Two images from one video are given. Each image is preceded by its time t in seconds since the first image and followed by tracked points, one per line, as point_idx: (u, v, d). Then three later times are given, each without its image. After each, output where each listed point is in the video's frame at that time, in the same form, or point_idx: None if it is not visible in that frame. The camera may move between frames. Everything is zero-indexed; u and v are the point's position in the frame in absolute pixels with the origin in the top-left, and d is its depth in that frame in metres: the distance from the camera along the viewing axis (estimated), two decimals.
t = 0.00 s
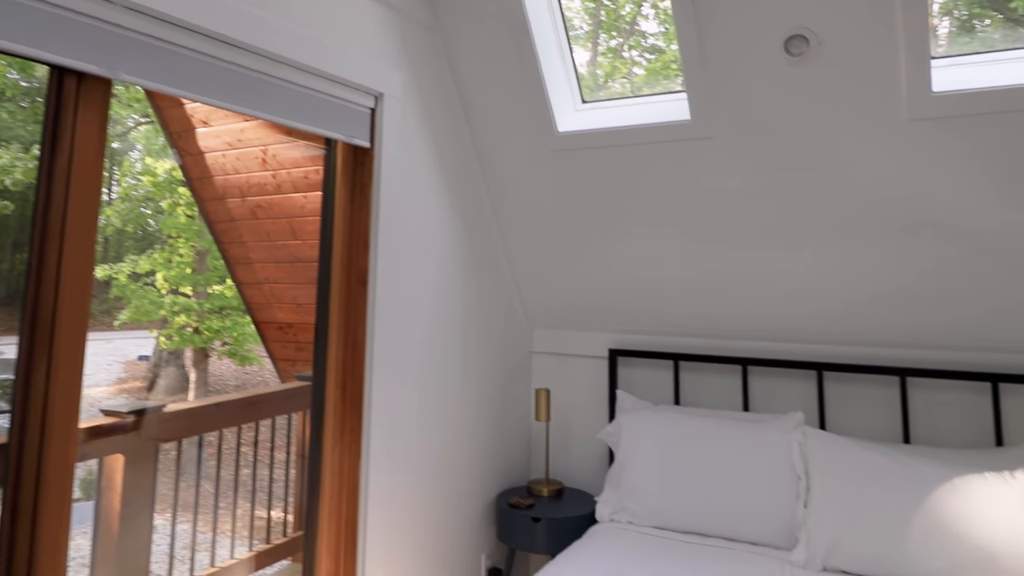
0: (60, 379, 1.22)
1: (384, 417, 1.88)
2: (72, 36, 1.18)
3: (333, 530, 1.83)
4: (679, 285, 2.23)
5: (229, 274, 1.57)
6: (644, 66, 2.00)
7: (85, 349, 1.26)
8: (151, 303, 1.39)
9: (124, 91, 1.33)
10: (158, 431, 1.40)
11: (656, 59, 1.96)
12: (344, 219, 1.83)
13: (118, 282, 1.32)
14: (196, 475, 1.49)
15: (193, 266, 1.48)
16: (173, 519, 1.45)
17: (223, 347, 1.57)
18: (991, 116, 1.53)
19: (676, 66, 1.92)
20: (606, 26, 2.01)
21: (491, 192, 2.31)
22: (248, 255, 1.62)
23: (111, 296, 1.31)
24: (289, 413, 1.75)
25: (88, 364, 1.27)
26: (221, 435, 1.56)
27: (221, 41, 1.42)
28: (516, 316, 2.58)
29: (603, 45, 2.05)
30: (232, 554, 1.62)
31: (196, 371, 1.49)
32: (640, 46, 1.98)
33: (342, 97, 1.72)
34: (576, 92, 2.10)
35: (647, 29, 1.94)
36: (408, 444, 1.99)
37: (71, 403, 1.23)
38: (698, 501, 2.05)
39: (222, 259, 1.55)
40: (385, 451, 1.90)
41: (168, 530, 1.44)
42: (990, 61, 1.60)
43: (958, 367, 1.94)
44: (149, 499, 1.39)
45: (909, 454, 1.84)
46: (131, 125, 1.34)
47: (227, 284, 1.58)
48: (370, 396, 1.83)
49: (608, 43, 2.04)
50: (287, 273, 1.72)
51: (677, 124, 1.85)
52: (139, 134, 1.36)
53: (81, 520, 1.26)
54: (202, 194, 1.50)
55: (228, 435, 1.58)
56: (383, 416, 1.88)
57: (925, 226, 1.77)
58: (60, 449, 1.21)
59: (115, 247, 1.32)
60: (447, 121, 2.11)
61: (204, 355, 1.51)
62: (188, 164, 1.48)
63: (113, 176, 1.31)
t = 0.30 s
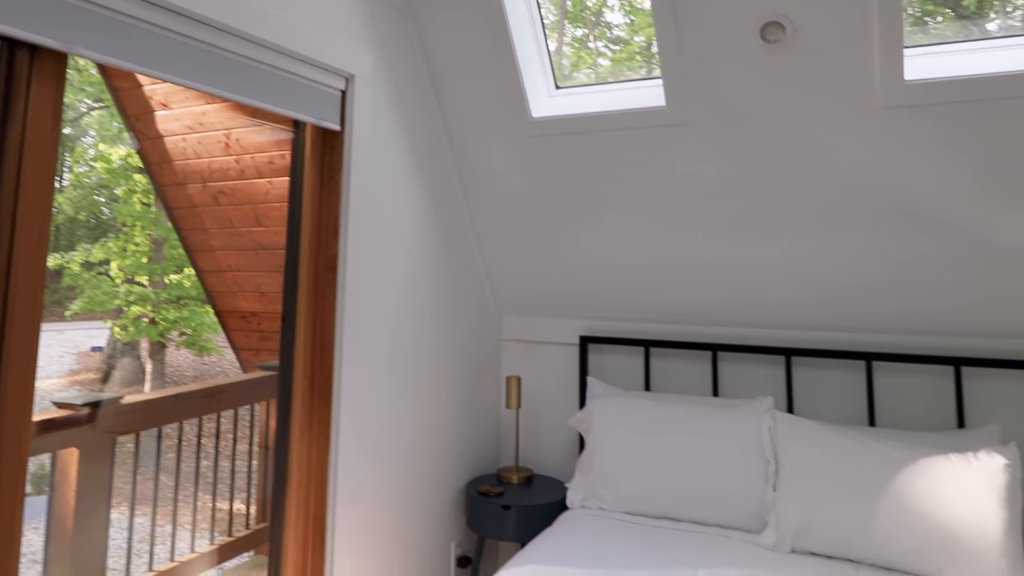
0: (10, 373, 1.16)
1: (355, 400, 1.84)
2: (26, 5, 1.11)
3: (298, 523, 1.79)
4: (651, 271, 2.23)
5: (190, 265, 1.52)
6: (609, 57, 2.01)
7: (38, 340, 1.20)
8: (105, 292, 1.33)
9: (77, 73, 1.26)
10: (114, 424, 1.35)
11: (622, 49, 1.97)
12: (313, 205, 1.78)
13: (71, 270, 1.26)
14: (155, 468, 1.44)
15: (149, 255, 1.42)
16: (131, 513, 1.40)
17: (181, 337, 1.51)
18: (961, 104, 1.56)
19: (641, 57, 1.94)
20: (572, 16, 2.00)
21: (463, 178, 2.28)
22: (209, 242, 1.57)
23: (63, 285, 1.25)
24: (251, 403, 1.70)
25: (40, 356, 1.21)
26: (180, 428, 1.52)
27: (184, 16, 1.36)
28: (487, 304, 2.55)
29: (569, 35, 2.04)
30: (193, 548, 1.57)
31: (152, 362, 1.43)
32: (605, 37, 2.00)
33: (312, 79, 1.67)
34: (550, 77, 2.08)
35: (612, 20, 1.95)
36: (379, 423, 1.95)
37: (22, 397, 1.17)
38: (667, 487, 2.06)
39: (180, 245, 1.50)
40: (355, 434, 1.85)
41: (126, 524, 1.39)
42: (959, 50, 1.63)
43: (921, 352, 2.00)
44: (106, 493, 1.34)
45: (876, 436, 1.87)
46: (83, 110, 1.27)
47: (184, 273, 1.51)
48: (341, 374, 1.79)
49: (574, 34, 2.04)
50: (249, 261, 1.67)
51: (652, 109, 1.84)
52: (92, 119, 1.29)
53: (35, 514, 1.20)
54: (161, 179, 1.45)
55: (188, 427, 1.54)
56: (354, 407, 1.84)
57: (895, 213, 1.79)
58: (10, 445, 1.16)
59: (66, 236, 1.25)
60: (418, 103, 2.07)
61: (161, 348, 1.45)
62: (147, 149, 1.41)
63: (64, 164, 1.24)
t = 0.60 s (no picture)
0: None
1: (328, 386, 1.81)
2: None
3: (269, 513, 1.77)
4: (624, 258, 2.23)
5: (154, 253, 1.48)
6: (577, 46, 2.02)
7: None
8: (58, 280, 1.27)
9: (30, 56, 1.21)
10: (71, 416, 1.30)
11: (589, 39, 1.98)
12: (283, 191, 1.74)
13: (24, 259, 1.21)
14: (116, 461, 1.40)
15: (105, 243, 1.36)
16: (89, 508, 1.34)
17: (139, 327, 1.44)
18: (932, 93, 1.59)
19: (609, 46, 1.95)
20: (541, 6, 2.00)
21: (436, 164, 2.24)
22: (171, 228, 1.51)
23: (15, 274, 1.20)
24: (215, 394, 1.65)
25: None
26: (143, 419, 1.46)
27: None
28: (460, 291, 2.53)
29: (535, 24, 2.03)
30: (156, 543, 1.53)
31: (109, 353, 1.37)
32: (573, 26, 2.01)
33: (284, 60, 1.62)
34: (526, 62, 2.04)
35: (580, 9, 1.97)
36: (351, 408, 1.92)
37: None
38: (641, 472, 2.08)
39: (138, 230, 1.43)
40: (328, 418, 1.82)
41: (84, 518, 1.34)
42: (936, 40, 1.63)
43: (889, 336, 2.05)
44: (64, 487, 1.29)
45: (845, 419, 1.91)
46: (35, 94, 1.22)
47: (143, 262, 1.45)
48: (313, 358, 1.74)
49: (541, 23, 2.03)
50: (214, 248, 1.62)
51: (628, 96, 1.83)
52: (45, 102, 1.23)
53: None
54: (121, 164, 1.39)
55: (151, 419, 1.49)
56: (325, 397, 1.80)
57: (865, 200, 1.82)
58: None
59: (18, 224, 1.19)
60: (390, 83, 2.02)
61: (117, 339, 1.39)
62: (105, 132, 1.36)
63: (17, 147, 1.19)
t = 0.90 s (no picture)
0: None
1: (302, 376, 1.78)
2: None
3: (242, 505, 1.72)
4: (600, 246, 2.23)
5: (114, 238, 1.41)
6: (545, 36, 2.02)
7: None
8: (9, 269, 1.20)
9: None
10: (30, 409, 1.23)
11: (556, 28, 2.00)
12: (254, 177, 1.70)
13: None
14: (77, 457, 1.34)
15: (60, 231, 1.29)
16: (49, 505, 1.29)
17: (96, 318, 1.37)
18: (906, 82, 1.61)
19: (577, 36, 1.97)
20: None
21: (410, 150, 2.21)
22: (133, 216, 1.45)
23: None
24: (181, 385, 1.60)
25: None
26: (105, 411, 1.41)
27: None
28: (434, 279, 2.51)
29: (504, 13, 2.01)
30: (119, 539, 1.48)
31: (65, 344, 1.29)
32: (540, 16, 2.01)
33: (256, 41, 1.57)
34: (503, 48, 2.02)
35: None
36: (325, 399, 1.89)
37: None
38: (617, 458, 2.08)
39: (95, 217, 1.36)
40: (302, 409, 1.79)
41: (42, 515, 1.28)
42: (910, 30, 1.65)
43: (858, 322, 2.09)
44: (22, 484, 1.23)
45: (818, 404, 1.94)
46: None
47: (101, 251, 1.38)
48: (285, 348, 1.71)
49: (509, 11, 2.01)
50: (179, 235, 1.57)
51: (607, 83, 1.83)
52: None
53: None
54: (80, 148, 1.33)
55: (113, 411, 1.42)
56: (299, 388, 1.77)
57: (838, 187, 1.85)
58: None
59: None
60: (364, 66, 1.98)
61: (73, 330, 1.31)
62: (63, 116, 1.30)
63: None
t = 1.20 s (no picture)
0: None
1: (281, 366, 1.75)
2: None
3: (218, 500, 1.69)
4: (578, 235, 2.23)
5: (75, 229, 1.35)
6: (511, 26, 2.01)
7: None
8: None
9: None
10: None
11: (523, 19, 2.00)
12: (231, 163, 1.66)
13: None
14: (38, 456, 1.28)
15: (14, 221, 1.21)
16: (12, 505, 1.23)
17: (50, 310, 1.29)
18: (885, 74, 1.65)
19: (546, 27, 1.98)
20: None
21: (389, 137, 2.18)
22: (97, 204, 1.40)
23: None
24: (148, 378, 1.54)
25: None
26: (67, 407, 1.33)
27: None
28: (411, 269, 2.48)
29: None
30: (84, 536, 1.41)
31: (18, 337, 1.22)
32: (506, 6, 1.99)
33: (234, 23, 1.53)
34: (484, 34, 2.00)
35: None
36: (303, 389, 1.86)
37: None
38: (595, 447, 2.10)
39: (50, 207, 1.29)
40: (280, 400, 1.76)
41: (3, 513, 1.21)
42: (892, 21, 1.68)
43: (831, 310, 2.14)
44: None
45: (793, 390, 1.98)
46: None
47: (56, 242, 1.31)
48: (264, 339, 1.68)
49: None
50: (145, 224, 1.52)
51: (589, 71, 1.83)
52: None
53: None
54: (40, 133, 1.28)
55: (76, 406, 1.36)
56: (277, 379, 1.74)
57: (814, 177, 1.88)
58: None
59: None
60: (342, 50, 1.94)
61: (28, 323, 1.24)
62: (24, 100, 1.24)
63: None
